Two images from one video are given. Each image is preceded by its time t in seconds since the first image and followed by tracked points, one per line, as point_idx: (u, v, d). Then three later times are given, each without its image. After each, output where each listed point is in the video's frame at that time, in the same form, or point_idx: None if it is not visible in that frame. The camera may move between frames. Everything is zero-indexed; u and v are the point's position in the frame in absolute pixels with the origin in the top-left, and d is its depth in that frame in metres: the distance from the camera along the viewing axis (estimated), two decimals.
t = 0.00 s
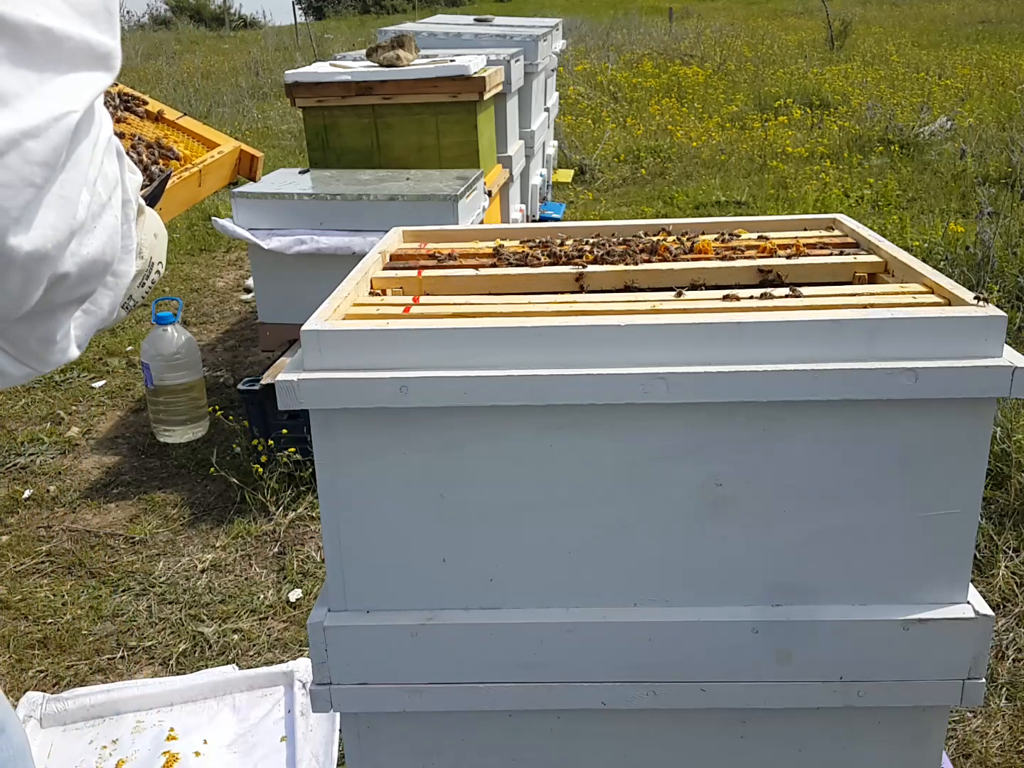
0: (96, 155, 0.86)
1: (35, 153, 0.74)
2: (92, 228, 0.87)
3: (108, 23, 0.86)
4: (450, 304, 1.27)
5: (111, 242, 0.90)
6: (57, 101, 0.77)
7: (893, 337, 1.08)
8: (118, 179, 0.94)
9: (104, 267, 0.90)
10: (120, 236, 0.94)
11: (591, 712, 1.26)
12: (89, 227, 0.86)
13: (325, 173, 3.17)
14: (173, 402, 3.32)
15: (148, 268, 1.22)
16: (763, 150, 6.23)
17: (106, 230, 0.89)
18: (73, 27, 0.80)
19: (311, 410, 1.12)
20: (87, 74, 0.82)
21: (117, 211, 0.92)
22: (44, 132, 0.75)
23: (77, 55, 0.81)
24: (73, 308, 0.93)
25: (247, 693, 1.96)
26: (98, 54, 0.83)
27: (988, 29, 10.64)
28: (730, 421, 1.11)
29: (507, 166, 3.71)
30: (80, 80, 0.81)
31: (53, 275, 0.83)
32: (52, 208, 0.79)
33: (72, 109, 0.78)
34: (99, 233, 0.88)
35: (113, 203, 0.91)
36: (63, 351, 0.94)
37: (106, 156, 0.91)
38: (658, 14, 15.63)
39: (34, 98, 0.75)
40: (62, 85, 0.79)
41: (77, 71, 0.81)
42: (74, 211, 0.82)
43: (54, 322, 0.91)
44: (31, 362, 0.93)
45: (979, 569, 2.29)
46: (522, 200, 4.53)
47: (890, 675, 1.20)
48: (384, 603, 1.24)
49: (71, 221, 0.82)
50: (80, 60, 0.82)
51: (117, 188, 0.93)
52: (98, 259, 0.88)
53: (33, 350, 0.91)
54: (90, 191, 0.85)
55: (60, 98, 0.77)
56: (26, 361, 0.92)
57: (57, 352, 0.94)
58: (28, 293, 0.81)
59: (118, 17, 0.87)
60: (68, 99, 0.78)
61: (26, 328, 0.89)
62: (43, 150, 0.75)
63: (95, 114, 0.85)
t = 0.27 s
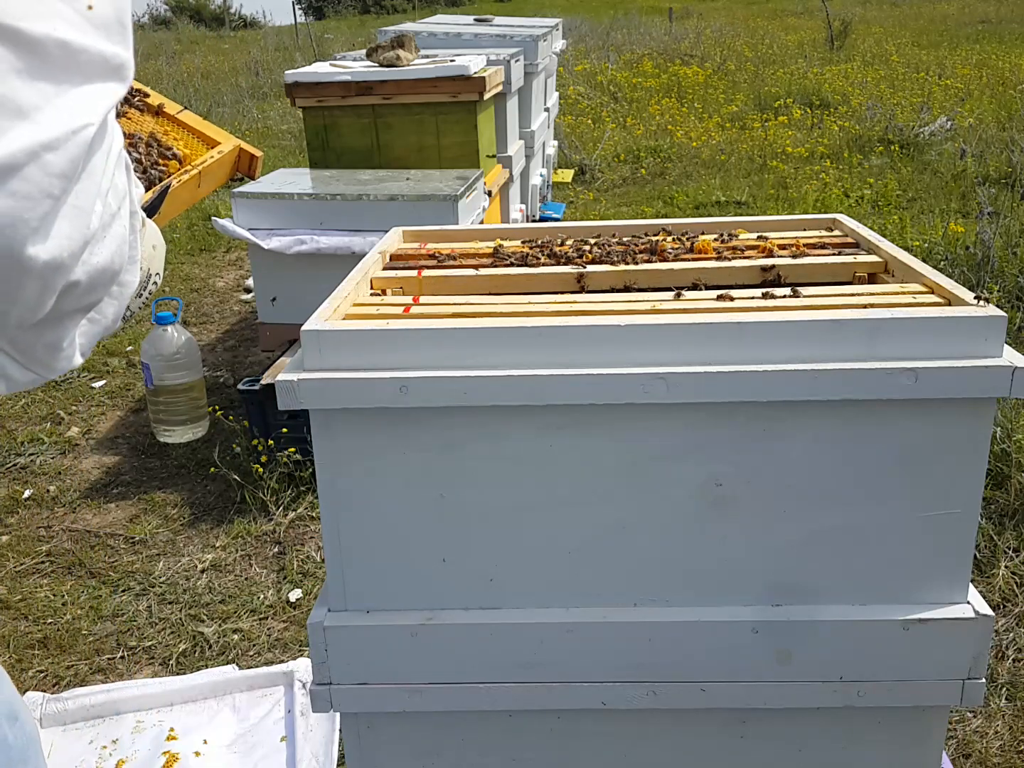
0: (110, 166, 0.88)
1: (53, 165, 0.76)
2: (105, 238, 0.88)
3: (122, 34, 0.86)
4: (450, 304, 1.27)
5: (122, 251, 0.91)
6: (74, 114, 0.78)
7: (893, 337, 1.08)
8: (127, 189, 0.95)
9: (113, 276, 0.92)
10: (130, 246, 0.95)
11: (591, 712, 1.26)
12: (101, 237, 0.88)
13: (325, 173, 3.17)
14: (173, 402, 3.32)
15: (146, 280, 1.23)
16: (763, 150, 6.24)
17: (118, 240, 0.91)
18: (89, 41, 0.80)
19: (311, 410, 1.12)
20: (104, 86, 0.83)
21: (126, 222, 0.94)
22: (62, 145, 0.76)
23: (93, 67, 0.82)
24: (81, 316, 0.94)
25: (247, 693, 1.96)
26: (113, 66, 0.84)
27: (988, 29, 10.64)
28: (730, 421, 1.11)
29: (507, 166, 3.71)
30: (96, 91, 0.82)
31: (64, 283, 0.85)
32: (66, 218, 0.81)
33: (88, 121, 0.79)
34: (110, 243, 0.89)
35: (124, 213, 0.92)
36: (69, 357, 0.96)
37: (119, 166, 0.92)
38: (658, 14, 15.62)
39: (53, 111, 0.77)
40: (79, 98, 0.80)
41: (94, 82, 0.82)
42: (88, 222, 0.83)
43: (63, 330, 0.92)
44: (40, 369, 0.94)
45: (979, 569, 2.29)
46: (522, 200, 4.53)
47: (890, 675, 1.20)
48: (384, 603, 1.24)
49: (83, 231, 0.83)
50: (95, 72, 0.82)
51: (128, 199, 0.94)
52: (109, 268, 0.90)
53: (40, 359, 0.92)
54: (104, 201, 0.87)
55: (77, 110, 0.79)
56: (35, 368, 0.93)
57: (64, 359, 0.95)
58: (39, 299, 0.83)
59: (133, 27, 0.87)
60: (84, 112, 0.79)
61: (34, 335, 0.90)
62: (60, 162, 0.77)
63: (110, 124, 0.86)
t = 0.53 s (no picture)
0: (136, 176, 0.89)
1: (93, 181, 0.78)
2: (131, 247, 0.90)
3: (144, 44, 0.87)
4: (450, 304, 1.27)
5: (143, 259, 0.93)
6: (108, 129, 0.80)
7: (893, 337, 1.08)
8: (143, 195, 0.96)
9: (132, 283, 0.93)
10: (149, 253, 0.96)
11: (591, 712, 1.26)
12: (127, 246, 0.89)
13: (325, 173, 3.17)
14: (173, 402, 3.32)
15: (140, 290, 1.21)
16: (763, 150, 6.24)
17: (140, 248, 0.92)
18: (116, 54, 0.81)
19: (311, 410, 1.12)
20: (132, 97, 0.85)
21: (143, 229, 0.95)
22: (100, 162, 0.78)
23: (122, 79, 0.83)
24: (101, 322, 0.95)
25: (248, 693, 1.95)
26: (139, 76, 0.85)
27: (988, 29, 10.63)
28: (730, 421, 1.11)
29: (507, 166, 3.71)
30: (127, 103, 0.83)
31: (94, 292, 0.87)
32: (102, 230, 0.82)
33: (121, 135, 0.81)
34: (132, 252, 0.91)
35: (144, 220, 0.94)
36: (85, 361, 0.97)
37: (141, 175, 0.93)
38: (658, 14, 15.62)
39: (91, 128, 0.78)
40: (113, 112, 0.81)
41: (126, 95, 0.83)
42: (121, 233, 0.85)
43: (85, 338, 0.93)
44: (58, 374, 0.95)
45: (979, 569, 2.29)
46: (522, 200, 4.53)
47: (890, 675, 1.20)
48: (384, 603, 1.23)
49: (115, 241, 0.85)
50: (122, 83, 0.83)
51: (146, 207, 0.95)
52: (131, 277, 0.91)
53: (60, 362, 0.94)
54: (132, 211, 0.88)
55: (112, 125, 0.80)
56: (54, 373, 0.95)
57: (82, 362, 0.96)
58: (72, 308, 0.85)
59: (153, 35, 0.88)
60: (117, 126, 0.81)
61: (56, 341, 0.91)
62: (100, 178, 0.78)
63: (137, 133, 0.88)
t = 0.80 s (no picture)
0: (140, 174, 0.97)
1: (108, 184, 0.86)
2: (139, 242, 0.98)
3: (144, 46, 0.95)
4: (449, 304, 1.27)
5: (148, 252, 1.01)
6: (121, 134, 0.88)
7: (893, 338, 1.08)
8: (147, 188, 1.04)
9: (137, 275, 1.01)
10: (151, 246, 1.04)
11: (591, 712, 1.26)
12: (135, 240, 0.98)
13: (325, 173, 3.17)
14: (173, 402, 3.33)
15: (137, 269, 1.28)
16: (763, 151, 6.24)
17: (145, 242, 1.01)
18: (123, 60, 0.89)
19: (311, 410, 1.12)
20: (136, 102, 0.92)
21: (149, 221, 1.03)
22: (114, 166, 0.87)
23: (128, 83, 0.90)
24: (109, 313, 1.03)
25: (247, 693, 1.96)
26: (143, 77, 0.93)
27: (988, 29, 10.62)
28: (730, 421, 1.11)
29: (507, 166, 3.71)
30: (132, 107, 0.91)
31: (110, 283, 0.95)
32: (117, 227, 0.91)
33: (130, 138, 0.89)
34: (140, 242, 1.00)
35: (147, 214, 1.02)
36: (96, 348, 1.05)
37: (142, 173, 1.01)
38: (658, 14, 15.62)
39: (106, 133, 0.86)
40: (123, 116, 0.89)
41: (132, 101, 0.91)
42: (131, 228, 0.94)
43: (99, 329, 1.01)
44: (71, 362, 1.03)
45: (978, 569, 2.29)
46: (522, 200, 4.53)
47: (890, 675, 1.20)
48: (384, 603, 1.23)
49: (127, 235, 0.93)
50: (128, 86, 0.91)
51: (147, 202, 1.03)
52: (138, 269, 0.99)
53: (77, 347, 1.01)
54: (139, 208, 0.97)
55: (124, 130, 0.88)
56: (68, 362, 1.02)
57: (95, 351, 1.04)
58: (93, 303, 0.93)
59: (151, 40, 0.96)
60: (127, 130, 0.89)
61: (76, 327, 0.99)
62: (114, 180, 0.87)
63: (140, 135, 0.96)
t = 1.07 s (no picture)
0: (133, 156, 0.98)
1: (106, 175, 0.87)
2: (135, 220, 0.99)
3: (130, 31, 0.94)
4: (449, 304, 1.27)
5: (143, 227, 1.02)
6: (116, 125, 0.88)
7: (893, 338, 1.08)
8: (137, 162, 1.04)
9: (133, 247, 1.03)
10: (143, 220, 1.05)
11: (591, 712, 1.26)
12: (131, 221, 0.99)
13: (325, 173, 3.17)
14: (173, 402, 3.33)
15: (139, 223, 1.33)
16: (763, 151, 6.24)
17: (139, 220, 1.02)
18: (111, 51, 0.89)
19: (311, 410, 1.12)
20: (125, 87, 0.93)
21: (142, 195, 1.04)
22: (111, 158, 0.88)
23: (119, 72, 0.90)
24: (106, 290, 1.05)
25: (247, 693, 1.95)
26: (132, 63, 0.93)
27: (988, 29, 10.61)
28: (730, 421, 1.11)
29: (507, 166, 3.71)
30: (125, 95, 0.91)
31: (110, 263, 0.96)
32: (116, 212, 0.92)
33: (125, 128, 0.90)
34: (134, 219, 1.01)
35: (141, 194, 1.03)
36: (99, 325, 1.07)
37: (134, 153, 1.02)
38: (659, 14, 15.62)
39: (103, 126, 0.87)
40: (117, 105, 0.89)
41: (124, 88, 0.91)
42: (129, 211, 0.95)
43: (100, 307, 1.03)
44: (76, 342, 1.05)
45: (978, 569, 2.29)
46: (522, 200, 4.53)
47: (890, 675, 1.20)
48: (384, 603, 1.23)
49: (125, 219, 0.94)
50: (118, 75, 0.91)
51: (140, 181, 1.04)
52: (134, 243, 1.01)
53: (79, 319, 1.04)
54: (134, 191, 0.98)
55: (119, 121, 0.89)
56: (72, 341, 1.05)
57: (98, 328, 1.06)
58: (95, 289, 0.95)
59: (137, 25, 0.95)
60: (121, 120, 0.89)
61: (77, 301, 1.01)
62: (111, 170, 0.88)
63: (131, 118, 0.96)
